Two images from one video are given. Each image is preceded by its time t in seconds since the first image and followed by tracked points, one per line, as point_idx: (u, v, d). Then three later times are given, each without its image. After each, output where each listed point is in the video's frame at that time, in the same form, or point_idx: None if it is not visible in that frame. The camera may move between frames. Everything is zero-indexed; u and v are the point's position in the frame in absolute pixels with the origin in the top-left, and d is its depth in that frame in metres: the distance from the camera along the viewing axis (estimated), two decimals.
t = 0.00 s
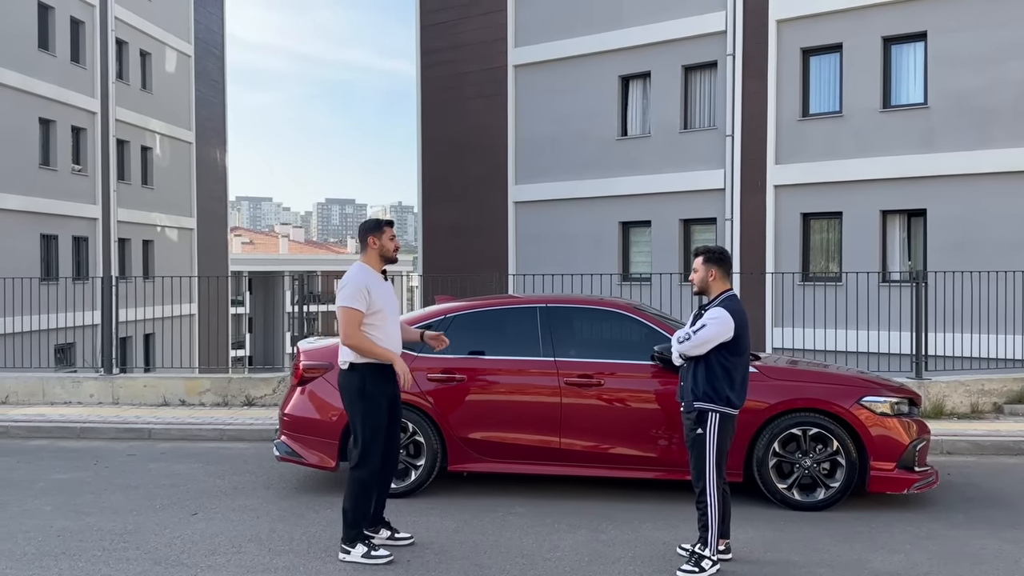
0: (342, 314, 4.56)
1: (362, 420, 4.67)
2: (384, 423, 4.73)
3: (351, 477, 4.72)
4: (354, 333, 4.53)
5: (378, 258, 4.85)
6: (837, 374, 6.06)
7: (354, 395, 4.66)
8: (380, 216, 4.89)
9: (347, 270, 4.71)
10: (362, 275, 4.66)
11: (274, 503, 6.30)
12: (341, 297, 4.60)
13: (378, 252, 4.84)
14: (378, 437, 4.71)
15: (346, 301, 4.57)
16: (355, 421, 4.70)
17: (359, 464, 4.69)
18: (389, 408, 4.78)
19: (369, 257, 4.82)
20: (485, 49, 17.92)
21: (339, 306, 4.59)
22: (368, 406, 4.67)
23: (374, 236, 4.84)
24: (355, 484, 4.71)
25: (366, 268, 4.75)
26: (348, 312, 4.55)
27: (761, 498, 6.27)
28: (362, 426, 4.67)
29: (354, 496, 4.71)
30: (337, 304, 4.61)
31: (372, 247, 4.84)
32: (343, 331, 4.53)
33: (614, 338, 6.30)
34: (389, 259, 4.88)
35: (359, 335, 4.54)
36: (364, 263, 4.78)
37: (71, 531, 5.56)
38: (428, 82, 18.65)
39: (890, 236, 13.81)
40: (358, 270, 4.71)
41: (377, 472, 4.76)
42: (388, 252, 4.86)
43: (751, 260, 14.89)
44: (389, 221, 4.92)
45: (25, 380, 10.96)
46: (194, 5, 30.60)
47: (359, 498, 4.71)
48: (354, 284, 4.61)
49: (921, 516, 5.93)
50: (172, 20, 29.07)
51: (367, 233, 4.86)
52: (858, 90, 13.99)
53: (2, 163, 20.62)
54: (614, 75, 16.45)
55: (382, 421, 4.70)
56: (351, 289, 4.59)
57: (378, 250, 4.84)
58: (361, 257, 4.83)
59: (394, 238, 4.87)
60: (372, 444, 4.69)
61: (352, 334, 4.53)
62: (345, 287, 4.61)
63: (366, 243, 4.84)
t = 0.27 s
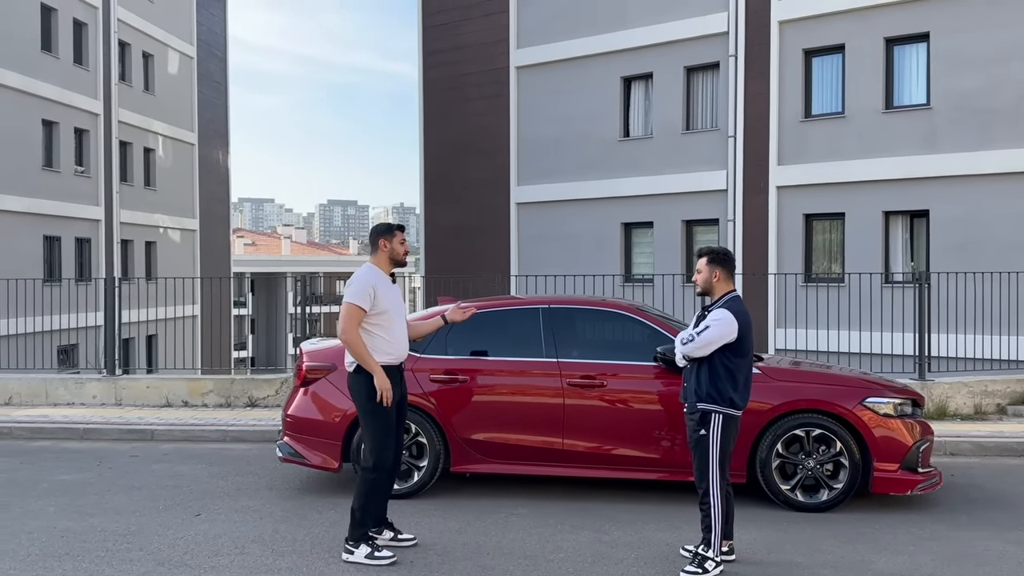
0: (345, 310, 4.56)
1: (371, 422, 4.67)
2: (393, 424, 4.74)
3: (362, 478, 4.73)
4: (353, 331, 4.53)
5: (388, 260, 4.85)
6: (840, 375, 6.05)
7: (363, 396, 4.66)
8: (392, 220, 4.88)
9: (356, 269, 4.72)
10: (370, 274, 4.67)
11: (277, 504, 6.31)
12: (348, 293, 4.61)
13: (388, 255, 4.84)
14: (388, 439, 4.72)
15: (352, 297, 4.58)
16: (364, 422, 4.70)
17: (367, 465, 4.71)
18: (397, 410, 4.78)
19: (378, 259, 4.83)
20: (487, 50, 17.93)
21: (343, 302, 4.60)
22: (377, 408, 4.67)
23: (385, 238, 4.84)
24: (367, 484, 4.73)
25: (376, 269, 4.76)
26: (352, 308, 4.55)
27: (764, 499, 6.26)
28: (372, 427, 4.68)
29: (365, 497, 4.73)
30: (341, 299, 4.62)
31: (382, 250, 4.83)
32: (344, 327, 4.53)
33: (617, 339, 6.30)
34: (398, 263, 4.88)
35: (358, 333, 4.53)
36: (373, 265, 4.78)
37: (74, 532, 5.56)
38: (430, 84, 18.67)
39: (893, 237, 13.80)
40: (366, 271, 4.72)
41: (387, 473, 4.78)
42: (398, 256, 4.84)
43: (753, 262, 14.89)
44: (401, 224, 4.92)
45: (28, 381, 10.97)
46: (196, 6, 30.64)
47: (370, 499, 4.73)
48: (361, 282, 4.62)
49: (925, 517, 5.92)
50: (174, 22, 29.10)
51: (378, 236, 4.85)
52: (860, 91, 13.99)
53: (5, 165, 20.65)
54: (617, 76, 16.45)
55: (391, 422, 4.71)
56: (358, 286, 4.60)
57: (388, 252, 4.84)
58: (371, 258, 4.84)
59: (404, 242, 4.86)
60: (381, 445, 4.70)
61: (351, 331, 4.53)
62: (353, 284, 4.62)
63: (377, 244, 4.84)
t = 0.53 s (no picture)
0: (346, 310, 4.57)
1: (376, 421, 4.68)
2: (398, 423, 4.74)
3: (367, 477, 4.74)
4: (352, 331, 4.53)
5: (392, 262, 4.86)
6: (843, 376, 6.04)
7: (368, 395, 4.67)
8: (396, 222, 4.89)
9: (360, 271, 4.74)
10: (373, 275, 4.68)
11: (280, 505, 6.30)
12: (350, 293, 4.61)
13: (392, 257, 4.85)
14: (393, 437, 4.73)
15: (354, 297, 4.58)
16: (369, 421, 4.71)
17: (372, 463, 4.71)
18: (402, 409, 4.78)
19: (383, 260, 4.83)
20: (490, 51, 17.93)
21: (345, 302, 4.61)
22: (382, 407, 4.68)
23: (389, 240, 4.85)
24: (371, 484, 4.74)
25: (380, 271, 4.77)
26: (353, 309, 4.56)
27: (767, 500, 6.26)
28: (377, 427, 4.69)
29: (370, 497, 4.74)
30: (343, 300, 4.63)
31: (387, 251, 4.84)
32: (343, 327, 4.54)
33: (619, 340, 6.29)
34: (402, 264, 4.89)
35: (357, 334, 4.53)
36: (377, 266, 4.79)
37: (77, 532, 5.57)
38: (432, 85, 18.67)
39: (895, 237, 13.78)
40: (370, 272, 4.73)
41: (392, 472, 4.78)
42: (402, 257, 4.86)
43: (756, 262, 14.88)
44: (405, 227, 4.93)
45: (31, 382, 10.98)
46: (199, 7, 30.67)
47: (374, 498, 4.74)
48: (364, 284, 4.63)
49: (928, 519, 5.91)
50: (177, 22, 29.12)
51: (383, 237, 4.86)
52: (863, 91, 13.97)
53: (8, 165, 20.67)
54: (619, 77, 16.44)
55: (396, 421, 4.72)
56: (360, 287, 4.60)
57: (392, 254, 4.85)
58: (375, 260, 4.84)
59: (408, 244, 4.86)
60: (386, 445, 4.71)
61: (351, 330, 4.53)
62: (355, 284, 4.63)
63: (381, 245, 4.85)
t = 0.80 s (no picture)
0: (349, 309, 4.57)
1: (380, 419, 4.69)
2: (402, 421, 4.75)
3: (370, 476, 4.75)
4: (356, 330, 4.53)
5: (396, 261, 4.86)
6: (845, 375, 6.03)
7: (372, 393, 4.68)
8: (400, 221, 4.90)
9: (365, 271, 4.74)
10: (377, 274, 4.68)
11: (281, 503, 6.31)
12: (354, 292, 4.61)
13: (396, 256, 4.85)
14: (397, 435, 4.74)
15: (358, 296, 4.58)
16: (373, 419, 4.72)
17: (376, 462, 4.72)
18: (406, 407, 4.79)
19: (387, 259, 4.84)
20: (491, 50, 17.93)
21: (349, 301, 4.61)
22: (386, 405, 4.69)
23: (393, 239, 4.85)
24: (374, 482, 4.74)
25: (385, 270, 4.77)
26: (357, 307, 4.56)
27: (769, 500, 6.25)
28: (380, 424, 4.70)
29: (373, 495, 4.74)
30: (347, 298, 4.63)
31: (391, 250, 4.84)
32: (346, 326, 4.54)
33: (621, 339, 6.29)
34: (406, 263, 4.89)
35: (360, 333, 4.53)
36: (382, 266, 4.79)
37: (79, 531, 5.57)
38: (434, 84, 18.68)
39: (898, 237, 13.77)
40: (374, 272, 4.73)
41: (396, 471, 4.78)
42: (406, 256, 4.86)
43: (757, 262, 14.87)
44: (409, 227, 4.93)
45: (33, 380, 10.99)
46: (201, 6, 30.69)
47: (378, 496, 4.74)
48: (369, 283, 4.63)
49: (929, 518, 5.91)
50: (179, 22, 29.15)
51: (385, 237, 4.86)
52: (865, 91, 13.96)
53: (10, 164, 20.68)
54: (621, 76, 16.44)
55: (400, 418, 4.73)
56: (365, 287, 4.60)
57: (395, 253, 4.86)
58: (380, 260, 4.85)
59: (412, 243, 4.87)
60: (390, 444, 4.72)
61: (354, 329, 4.53)
62: (359, 284, 4.63)
63: (385, 245, 4.85)
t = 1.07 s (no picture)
0: (347, 307, 4.57)
1: (383, 416, 4.69)
2: (404, 419, 4.76)
3: (372, 473, 4.74)
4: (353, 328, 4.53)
5: (396, 258, 4.86)
6: (845, 373, 6.04)
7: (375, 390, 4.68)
8: (399, 217, 4.89)
9: (364, 269, 4.74)
10: (376, 272, 4.68)
11: (282, 500, 6.31)
12: (352, 290, 4.62)
13: (396, 253, 4.85)
14: (399, 432, 4.74)
15: (356, 294, 4.58)
16: (376, 416, 4.72)
17: (378, 459, 4.72)
18: (408, 405, 4.80)
19: (387, 257, 4.84)
20: (492, 48, 17.92)
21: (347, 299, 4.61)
22: (388, 402, 4.69)
23: (393, 236, 4.85)
24: (376, 479, 4.74)
25: (385, 268, 4.77)
26: (354, 306, 4.56)
27: (769, 498, 6.26)
28: (383, 422, 4.70)
29: (374, 492, 4.73)
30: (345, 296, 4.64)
31: (390, 248, 4.84)
32: (344, 324, 4.55)
33: (621, 337, 6.29)
34: (406, 260, 4.89)
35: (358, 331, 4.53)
36: (382, 263, 4.79)
37: (79, 527, 5.58)
38: (435, 82, 18.67)
39: (898, 236, 13.77)
40: (374, 270, 4.74)
41: (397, 468, 4.78)
42: (406, 253, 4.86)
43: (758, 260, 14.87)
44: (408, 224, 4.92)
45: (33, 377, 10.99)
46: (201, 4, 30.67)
47: (379, 494, 4.74)
48: (367, 281, 4.63)
49: (929, 516, 5.91)
50: (179, 19, 29.14)
51: (384, 234, 4.85)
52: (866, 89, 13.95)
53: (11, 161, 20.68)
54: (622, 75, 16.43)
55: (402, 415, 4.74)
56: (363, 285, 4.60)
57: (395, 250, 4.85)
58: (380, 257, 4.85)
59: (411, 240, 4.86)
60: (393, 441, 4.72)
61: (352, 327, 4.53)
62: (357, 282, 4.63)
63: (385, 242, 4.85)
